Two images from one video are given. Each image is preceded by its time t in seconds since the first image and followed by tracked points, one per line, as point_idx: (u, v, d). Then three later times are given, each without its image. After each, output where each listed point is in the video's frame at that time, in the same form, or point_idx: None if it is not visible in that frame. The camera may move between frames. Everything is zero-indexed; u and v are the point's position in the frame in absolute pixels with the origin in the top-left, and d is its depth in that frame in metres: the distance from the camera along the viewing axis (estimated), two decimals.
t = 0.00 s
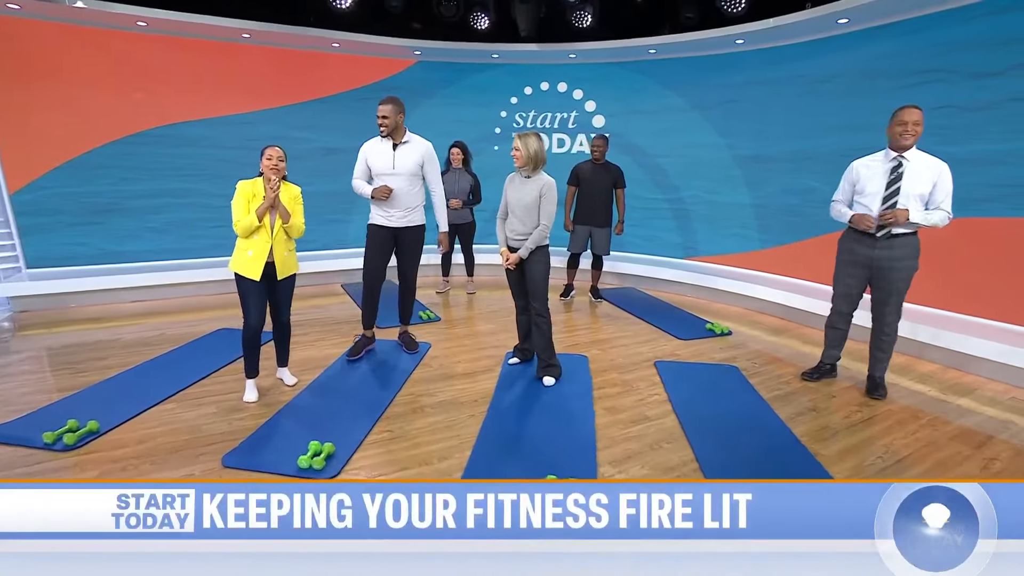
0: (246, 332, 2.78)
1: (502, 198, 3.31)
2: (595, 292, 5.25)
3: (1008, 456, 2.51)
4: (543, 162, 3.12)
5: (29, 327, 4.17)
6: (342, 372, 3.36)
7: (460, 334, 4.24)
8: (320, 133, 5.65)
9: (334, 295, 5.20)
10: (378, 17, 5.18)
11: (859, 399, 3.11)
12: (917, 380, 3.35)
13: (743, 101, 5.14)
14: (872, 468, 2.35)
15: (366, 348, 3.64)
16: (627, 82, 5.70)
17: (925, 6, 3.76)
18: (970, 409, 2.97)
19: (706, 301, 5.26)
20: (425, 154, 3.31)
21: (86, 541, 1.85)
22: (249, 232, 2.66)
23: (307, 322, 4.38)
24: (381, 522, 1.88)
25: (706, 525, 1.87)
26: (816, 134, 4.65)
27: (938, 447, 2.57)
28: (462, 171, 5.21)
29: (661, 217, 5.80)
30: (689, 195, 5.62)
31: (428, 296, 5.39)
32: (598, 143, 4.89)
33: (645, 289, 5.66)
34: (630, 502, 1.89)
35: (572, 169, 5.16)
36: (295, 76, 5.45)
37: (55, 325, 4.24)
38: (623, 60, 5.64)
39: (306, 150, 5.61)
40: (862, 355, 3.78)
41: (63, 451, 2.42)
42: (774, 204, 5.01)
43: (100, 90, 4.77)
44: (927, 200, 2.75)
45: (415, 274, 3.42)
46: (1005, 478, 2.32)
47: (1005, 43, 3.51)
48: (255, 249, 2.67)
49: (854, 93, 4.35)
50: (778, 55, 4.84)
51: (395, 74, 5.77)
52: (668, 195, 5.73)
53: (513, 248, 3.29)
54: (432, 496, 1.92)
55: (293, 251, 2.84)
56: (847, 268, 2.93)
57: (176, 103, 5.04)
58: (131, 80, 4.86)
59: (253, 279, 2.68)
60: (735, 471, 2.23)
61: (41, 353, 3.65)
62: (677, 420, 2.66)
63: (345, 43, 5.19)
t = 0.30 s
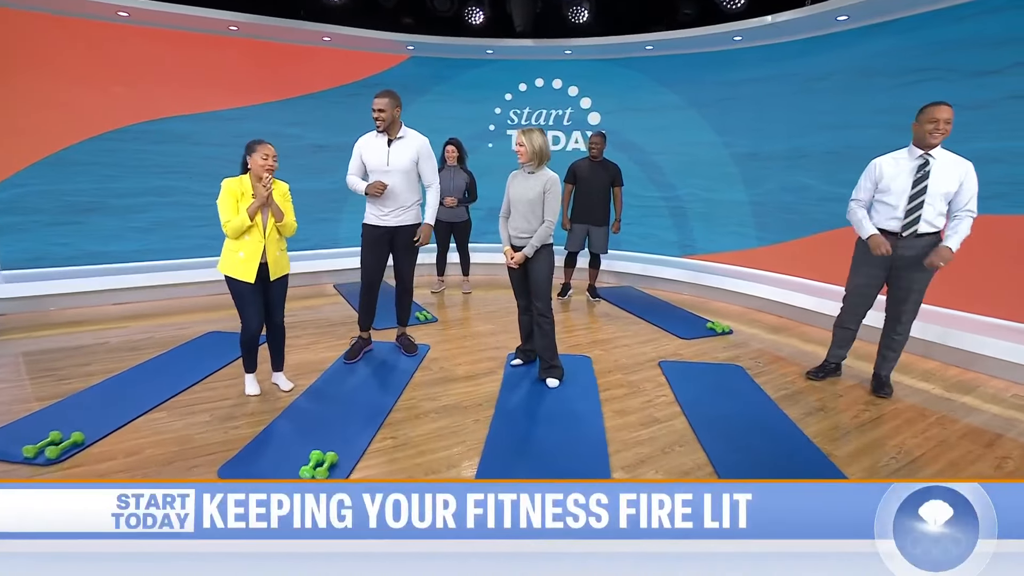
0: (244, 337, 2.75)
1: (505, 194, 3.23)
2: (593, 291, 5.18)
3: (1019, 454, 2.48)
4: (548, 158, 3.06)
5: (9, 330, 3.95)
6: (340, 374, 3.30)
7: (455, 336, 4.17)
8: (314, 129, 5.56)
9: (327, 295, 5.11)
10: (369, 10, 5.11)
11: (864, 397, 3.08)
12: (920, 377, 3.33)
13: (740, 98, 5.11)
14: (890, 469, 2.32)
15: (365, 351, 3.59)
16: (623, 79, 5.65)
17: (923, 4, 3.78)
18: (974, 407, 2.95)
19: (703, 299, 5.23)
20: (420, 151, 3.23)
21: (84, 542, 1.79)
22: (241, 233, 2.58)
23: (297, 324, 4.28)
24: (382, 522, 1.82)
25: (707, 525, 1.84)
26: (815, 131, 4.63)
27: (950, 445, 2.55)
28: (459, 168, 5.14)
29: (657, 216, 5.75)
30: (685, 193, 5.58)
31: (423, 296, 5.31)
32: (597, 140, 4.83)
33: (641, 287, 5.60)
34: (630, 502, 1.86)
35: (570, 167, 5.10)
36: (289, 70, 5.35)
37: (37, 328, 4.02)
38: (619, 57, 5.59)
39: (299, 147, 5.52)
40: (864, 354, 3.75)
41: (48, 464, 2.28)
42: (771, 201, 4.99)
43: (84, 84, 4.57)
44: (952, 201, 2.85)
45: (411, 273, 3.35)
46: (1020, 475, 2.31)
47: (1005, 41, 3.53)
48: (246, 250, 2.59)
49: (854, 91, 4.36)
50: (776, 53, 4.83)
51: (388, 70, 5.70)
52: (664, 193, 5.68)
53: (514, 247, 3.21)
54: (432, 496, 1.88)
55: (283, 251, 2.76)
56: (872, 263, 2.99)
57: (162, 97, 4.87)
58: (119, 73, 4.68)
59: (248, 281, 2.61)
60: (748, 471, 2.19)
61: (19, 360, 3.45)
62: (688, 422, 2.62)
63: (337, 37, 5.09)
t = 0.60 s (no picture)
0: (234, 345, 2.68)
1: (503, 191, 3.18)
2: (587, 290, 5.14)
3: (1019, 448, 2.48)
4: (550, 155, 3.02)
5: None
6: (336, 378, 3.25)
7: (446, 337, 4.11)
8: (302, 127, 5.46)
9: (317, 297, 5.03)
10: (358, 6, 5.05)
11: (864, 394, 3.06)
12: (914, 373, 3.33)
13: (732, 97, 5.10)
14: (896, 467, 2.29)
15: (360, 355, 3.54)
16: (614, 77, 5.62)
17: (915, 4, 3.80)
18: (969, 402, 2.95)
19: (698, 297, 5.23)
20: (409, 148, 3.17)
21: (83, 541, 1.74)
22: (245, 240, 2.49)
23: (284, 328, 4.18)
24: (382, 522, 1.76)
25: (707, 525, 1.78)
26: (807, 130, 4.64)
27: (951, 440, 2.54)
28: (451, 167, 5.08)
29: (650, 215, 5.72)
30: (677, 191, 5.55)
31: (415, 296, 5.24)
32: (591, 138, 4.78)
33: (633, 285, 5.62)
34: (630, 501, 1.78)
35: (563, 165, 5.06)
36: (276, 66, 5.24)
37: (14, 334, 3.82)
38: (610, 55, 5.56)
39: (287, 145, 5.42)
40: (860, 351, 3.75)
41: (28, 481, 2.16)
42: (763, 199, 5.00)
43: (59, 78, 4.36)
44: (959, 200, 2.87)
45: (402, 274, 3.30)
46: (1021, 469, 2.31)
47: (994, 42, 3.56)
48: (249, 257, 2.51)
49: (846, 90, 4.37)
50: (767, 53, 4.82)
51: (377, 67, 5.62)
52: (656, 191, 5.65)
53: (517, 246, 3.13)
54: (432, 496, 1.81)
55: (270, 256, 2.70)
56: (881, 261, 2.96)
57: (141, 93, 4.68)
58: (100, 66, 4.50)
59: (249, 288, 2.54)
60: (762, 471, 2.17)
61: None
62: (694, 421, 2.60)
63: (324, 33, 4.99)
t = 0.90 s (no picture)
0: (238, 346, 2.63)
1: (503, 189, 3.16)
2: (582, 290, 5.13)
3: (1016, 441, 2.50)
4: (551, 155, 3.00)
5: None
6: (336, 380, 3.21)
7: (439, 339, 4.07)
8: (292, 125, 5.40)
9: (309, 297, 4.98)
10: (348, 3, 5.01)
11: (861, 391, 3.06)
12: (908, 368, 3.35)
13: (724, 97, 5.10)
14: (900, 462, 2.29)
15: (357, 358, 3.48)
16: (605, 76, 5.61)
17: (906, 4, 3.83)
18: (963, 396, 2.97)
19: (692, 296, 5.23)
20: (397, 144, 3.14)
21: (80, 540, 1.70)
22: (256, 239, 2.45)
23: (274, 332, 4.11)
24: (382, 522, 1.72)
25: (706, 525, 1.75)
26: (800, 130, 4.66)
27: (951, 434, 2.55)
28: (444, 166, 5.04)
29: (642, 214, 5.71)
30: (669, 189, 5.54)
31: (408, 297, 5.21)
32: (585, 137, 4.76)
33: (627, 285, 5.63)
34: (630, 501, 1.76)
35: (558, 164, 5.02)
36: (266, 63, 5.18)
37: None
38: (601, 54, 5.55)
39: (277, 143, 5.35)
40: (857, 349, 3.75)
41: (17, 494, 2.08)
42: (755, 198, 5.02)
43: (62, 75, 4.33)
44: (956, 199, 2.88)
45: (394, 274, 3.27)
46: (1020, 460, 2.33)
47: (982, 43, 3.60)
48: (260, 256, 2.47)
49: (837, 89, 4.40)
50: (759, 53, 4.83)
51: (368, 65, 5.58)
52: (648, 190, 5.64)
53: (518, 246, 3.09)
54: (431, 495, 1.77)
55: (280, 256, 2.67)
56: (875, 259, 2.98)
57: (125, 89, 4.59)
58: (101, 62, 4.46)
59: (260, 288, 2.50)
60: (771, 471, 2.16)
61: None
62: (701, 420, 2.59)
63: (313, 30, 4.93)
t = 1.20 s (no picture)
0: (250, 344, 2.60)
1: (501, 190, 3.17)
2: (574, 289, 5.15)
3: (1004, 432, 2.55)
4: (548, 155, 3.00)
5: None
6: (331, 386, 3.19)
7: (431, 340, 4.07)
8: (280, 125, 5.36)
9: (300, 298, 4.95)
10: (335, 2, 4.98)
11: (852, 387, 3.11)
12: (894, 362, 3.41)
13: (711, 97, 5.15)
14: (898, 456, 2.32)
15: (353, 363, 3.48)
16: (594, 76, 5.63)
17: (887, 9, 3.90)
18: (949, 389, 3.02)
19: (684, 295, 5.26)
20: (386, 144, 3.15)
21: (80, 540, 1.69)
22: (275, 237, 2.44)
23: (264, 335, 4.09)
24: (381, 522, 1.72)
25: (706, 525, 1.77)
26: (788, 130, 4.71)
27: (943, 427, 2.60)
28: (435, 166, 5.03)
29: (632, 213, 5.74)
30: (658, 189, 5.58)
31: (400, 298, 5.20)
32: (576, 137, 4.79)
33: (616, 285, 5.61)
34: (630, 501, 1.77)
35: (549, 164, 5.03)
36: (252, 61, 5.13)
37: None
38: (590, 54, 5.57)
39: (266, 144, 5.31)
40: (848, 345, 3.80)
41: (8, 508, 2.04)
42: (743, 197, 5.07)
43: (64, 72, 4.33)
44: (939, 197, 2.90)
45: (389, 274, 3.27)
46: (1010, 451, 2.38)
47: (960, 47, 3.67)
48: (278, 254, 2.46)
49: (823, 91, 4.46)
50: (745, 54, 4.89)
51: (355, 64, 5.56)
52: (637, 189, 5.67)
53: (514, 246, 3.12)
54: (432, 495, 1.77)
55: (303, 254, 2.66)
56: (859, 259, 3.03)
57: (107, 87, 4.52)
58: (82, 59, 4.38)
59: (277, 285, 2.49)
60: (770, 469, 2.18)
61: None
62: (703, 419, 2.62)
63: (300, 28, 4.89)
